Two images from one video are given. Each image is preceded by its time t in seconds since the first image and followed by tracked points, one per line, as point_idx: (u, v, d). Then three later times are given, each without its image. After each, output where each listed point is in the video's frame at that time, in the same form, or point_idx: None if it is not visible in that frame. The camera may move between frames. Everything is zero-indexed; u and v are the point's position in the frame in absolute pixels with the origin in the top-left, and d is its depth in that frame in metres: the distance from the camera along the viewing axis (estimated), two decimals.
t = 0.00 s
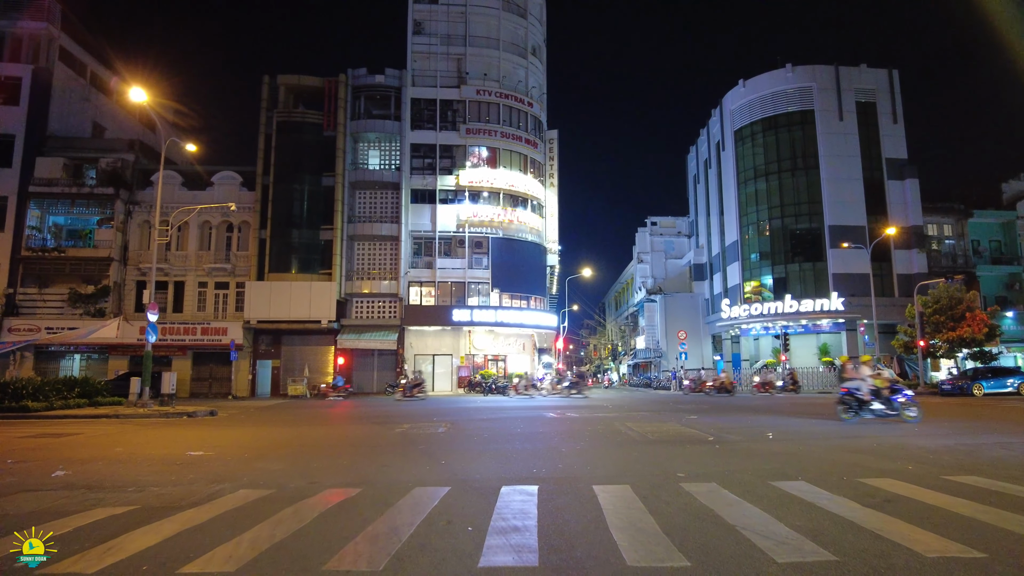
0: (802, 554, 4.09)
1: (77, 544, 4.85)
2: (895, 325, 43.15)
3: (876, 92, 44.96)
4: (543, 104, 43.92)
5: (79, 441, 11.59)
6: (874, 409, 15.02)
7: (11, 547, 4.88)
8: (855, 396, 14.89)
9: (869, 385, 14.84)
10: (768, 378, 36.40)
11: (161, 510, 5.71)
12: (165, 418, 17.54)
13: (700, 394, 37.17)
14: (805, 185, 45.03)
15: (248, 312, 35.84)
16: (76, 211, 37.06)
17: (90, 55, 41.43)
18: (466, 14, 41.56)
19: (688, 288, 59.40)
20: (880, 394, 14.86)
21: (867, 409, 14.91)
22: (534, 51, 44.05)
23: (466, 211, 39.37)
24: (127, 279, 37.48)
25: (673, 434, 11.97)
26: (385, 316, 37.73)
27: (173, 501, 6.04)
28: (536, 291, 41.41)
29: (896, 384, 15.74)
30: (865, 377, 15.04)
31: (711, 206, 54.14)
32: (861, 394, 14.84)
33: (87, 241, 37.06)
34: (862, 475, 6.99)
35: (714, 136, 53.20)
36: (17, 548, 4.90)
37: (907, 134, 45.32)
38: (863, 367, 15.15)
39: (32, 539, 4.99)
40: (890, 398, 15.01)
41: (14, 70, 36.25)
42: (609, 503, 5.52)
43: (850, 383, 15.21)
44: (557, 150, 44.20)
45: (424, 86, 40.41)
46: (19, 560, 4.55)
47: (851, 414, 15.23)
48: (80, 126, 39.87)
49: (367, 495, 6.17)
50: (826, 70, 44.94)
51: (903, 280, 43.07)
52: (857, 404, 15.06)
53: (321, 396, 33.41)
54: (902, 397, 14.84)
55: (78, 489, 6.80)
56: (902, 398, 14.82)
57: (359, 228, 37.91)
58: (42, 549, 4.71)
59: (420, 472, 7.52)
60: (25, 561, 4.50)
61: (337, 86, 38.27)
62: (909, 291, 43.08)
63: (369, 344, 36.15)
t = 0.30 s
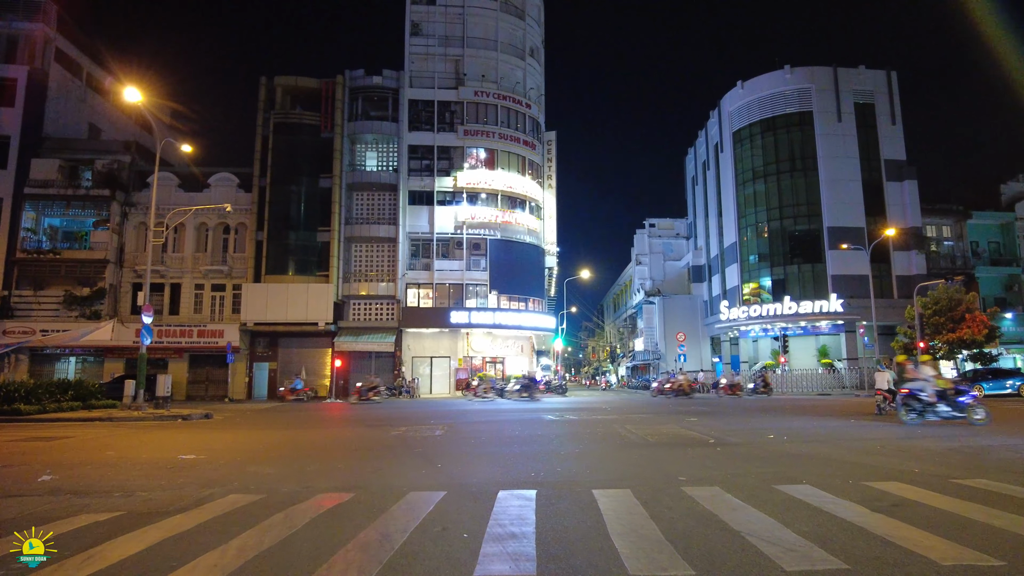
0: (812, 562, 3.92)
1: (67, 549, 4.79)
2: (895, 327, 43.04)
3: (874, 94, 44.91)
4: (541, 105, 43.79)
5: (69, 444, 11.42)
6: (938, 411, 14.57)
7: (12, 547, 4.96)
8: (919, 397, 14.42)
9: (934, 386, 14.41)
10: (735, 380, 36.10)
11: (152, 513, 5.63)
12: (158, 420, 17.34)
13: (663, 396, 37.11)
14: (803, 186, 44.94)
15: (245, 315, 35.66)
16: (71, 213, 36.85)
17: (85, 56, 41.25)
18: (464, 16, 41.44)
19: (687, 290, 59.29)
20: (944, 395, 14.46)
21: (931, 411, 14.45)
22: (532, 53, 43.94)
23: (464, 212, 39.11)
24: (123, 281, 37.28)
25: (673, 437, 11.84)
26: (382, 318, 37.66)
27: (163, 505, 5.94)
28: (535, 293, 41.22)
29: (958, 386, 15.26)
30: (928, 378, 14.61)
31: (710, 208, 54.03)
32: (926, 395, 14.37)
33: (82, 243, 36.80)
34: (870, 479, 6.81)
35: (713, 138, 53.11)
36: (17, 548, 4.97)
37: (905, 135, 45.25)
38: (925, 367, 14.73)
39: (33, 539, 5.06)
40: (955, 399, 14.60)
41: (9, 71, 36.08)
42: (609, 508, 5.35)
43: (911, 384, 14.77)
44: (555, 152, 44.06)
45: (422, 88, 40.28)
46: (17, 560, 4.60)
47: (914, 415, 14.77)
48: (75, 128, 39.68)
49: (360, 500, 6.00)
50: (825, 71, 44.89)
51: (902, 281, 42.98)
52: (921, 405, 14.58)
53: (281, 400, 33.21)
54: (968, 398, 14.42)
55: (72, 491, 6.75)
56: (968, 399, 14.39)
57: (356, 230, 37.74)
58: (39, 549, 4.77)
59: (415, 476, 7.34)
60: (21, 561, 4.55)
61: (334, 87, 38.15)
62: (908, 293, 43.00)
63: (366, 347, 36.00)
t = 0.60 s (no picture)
0: (826, 564, 3.79)
1: (63, 550, 4.67)
2: (895, 326, 42.92)
3: (875, 93, 44.80)
4: (540, 104, 43.65)
5: (65, 444, 11.28)
6: (1012, 410, 14.03)
7: (11, 547, 4.88)
8: (996, 397, 13.80)
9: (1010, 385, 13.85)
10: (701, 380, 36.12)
11: (149, 514, 5.51)
12: (156, 420, 17.19)
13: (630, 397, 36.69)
14: (803, 185, 44.83)
15: (243, 314, 35.55)
16: (69, 212, 36.73)
17: (83, 54, 41.12)
18: (463, 14, 41.30)
19: (687, 290, 59.17)
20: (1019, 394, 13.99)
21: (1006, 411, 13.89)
22: (531, 51, 43.80)
23: (463, 211, 38.96)
24: (121, 281, 37.13)
25: (676, 436, 11.71)
26: (381, 317, 37.53)
27: (158, 506, 5.81)
28: (535, 292, 41.06)
29: None
30: (1001, 376, 14.03)
31: (710, 207, 53.92)
32: (1001, 394, 13.78)
33: (81, 242, 36.66)
34: (879, 477, 6.67)
35: (713, 137, 53.01)
36: (17, 548, 4.89)
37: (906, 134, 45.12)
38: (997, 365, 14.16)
39: (32, 539, 4.98)
40: None
41: (7, 70, 35.96)
42: (615, 509, 5.21)
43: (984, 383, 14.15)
44: (555, 151, 43.91)
45: (421, 87, 40.14)
46: (17, 560, 4.55)
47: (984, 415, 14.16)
48: (74, 127, 39.55)
49: (358, 500, 5.87)
50: (825, 70, 44.78)
51: (902, 280, 42.87)
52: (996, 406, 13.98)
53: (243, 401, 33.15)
54: None
55: (68, 491, 6.65)
56: None
57: (355, 229, 37.59)
58: (39, 549, 4.71)
59: (415, 476, 7.20)
60: (21, 561, 4.49)
61: (334, 86, 38.06)
62: (909, 292, 42.87)
63: (366, 346, 35.89)
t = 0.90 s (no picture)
0: (839, 569, 3.73)
1: (61, 552, 4.60)
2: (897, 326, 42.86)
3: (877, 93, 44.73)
4: (541, 104, 43.56)
5: (64, 444, 11.21)
6: None
7: (11, 547, 4.84)
8: None
9: None
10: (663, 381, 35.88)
11: (148, 516, 5.43)
12: (156, 420, 17.12)
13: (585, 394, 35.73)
14: (805, 186, 44.77)
15: (244, 314, 35.47)
16: (69, 211, 36.69)
17: (83, 53, 41.02)
18: (464, 13, 41.23)
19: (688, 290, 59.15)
20: None
21: None
22: (532, 51, 43.71)
23: (464, 211, 38.91)
24: (121, 280, 37.06)
25: (680, 437, 11.65)
26: (382, 317, 37.47)
27: (157, 507, 5.74)
28: (535, 292, 40.98)
29: None
30: None
31: (711, 207, 53.85)
32: None
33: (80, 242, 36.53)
34: (886, 480, 6.61)
35: (714, 137, 52.94)
36: (16, 548, 4.85)
37: (907, 134, 45.04)
38: None
39: (32, 539, 4.95)
40: None
41: (7, 68, 35.90)
42: (621, 512, 5.15)
43: None
44: (556, 150, 43.82)
45: (422, 86, 40.07)
46: (17, 560, 4.51)
47: None
48: (74, 126, 39.48)
49: (361, 502, 5.81)
50: (826, 70, 44.70)
51: (904, 281, 42.79)
52: None
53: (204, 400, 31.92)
54: None
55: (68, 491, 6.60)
56: None
57: (356, 229, 37.52)
58: (40, 548, 4.69)
59: (418, 477, 7.12)
60: (21, 561, 4.46)
61: (334, 85, 37.99)
62: (911, 293, 42.78)
63: (366, 346, 35.79)
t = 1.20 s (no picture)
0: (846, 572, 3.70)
1: (63, 553, 4.60)
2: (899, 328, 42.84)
3: (878, 95, 44.71)
4: (543, 106, 43.54)
5: (65, 446, 11.18)
6: None
7: (11, 547, 4.84)
8: None
9: None
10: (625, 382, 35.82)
11: (150, 517, 5.43)
12: (156, 421, 17.09)
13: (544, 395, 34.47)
14: (806, 188, 44.74)
15: (244, 315, 35.41)
16: (70, 213, 36.89)
17: (85, 54, 41.07)
18: (465, 15, 41.25)
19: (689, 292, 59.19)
20: None
21: None
22: (533, 53, 43.71)
23: (465, 213, 38.90)
24: (122, 281, 37.05)
25: (682, 439, 11.60)
26: (383, 319, 37.45)
27: (159, 509, 5.73)
28: (536, 294, 40.94)
29: None
30: None
31: (712, 209, 53.83)
32: None
33: (81, 242, 37.01)
34: (891, 483, 6.56)
35: (715, 139, 52.93)
36: (17, 548, 4.85)
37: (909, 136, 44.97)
38: None
39: (33, 539, 4.95)
40: None
41: (9, 70, 35.96)
42: (626, 515, 5.11)
43: None
44: (557, 152, 43.77)
45: (423, 88, 40.06)
46: (17, 560, 4.52)
47: None
48: (75, 128, 39.54)
49: (363, 504, 5.78)
50: (828, 72, 44.68)
51: (906, 283, 42.75)
52: None
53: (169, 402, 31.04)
54: None
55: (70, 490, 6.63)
56: None
57: (357, 231, 37.48)
58: (40, 549, 4.70)
59: (419, 480, 7.08)
60: (21, 561, 4.47)
61: (336, 87, 38.01)
62: (912, 295, 42.73)
63: (367, 347, 35.74)
